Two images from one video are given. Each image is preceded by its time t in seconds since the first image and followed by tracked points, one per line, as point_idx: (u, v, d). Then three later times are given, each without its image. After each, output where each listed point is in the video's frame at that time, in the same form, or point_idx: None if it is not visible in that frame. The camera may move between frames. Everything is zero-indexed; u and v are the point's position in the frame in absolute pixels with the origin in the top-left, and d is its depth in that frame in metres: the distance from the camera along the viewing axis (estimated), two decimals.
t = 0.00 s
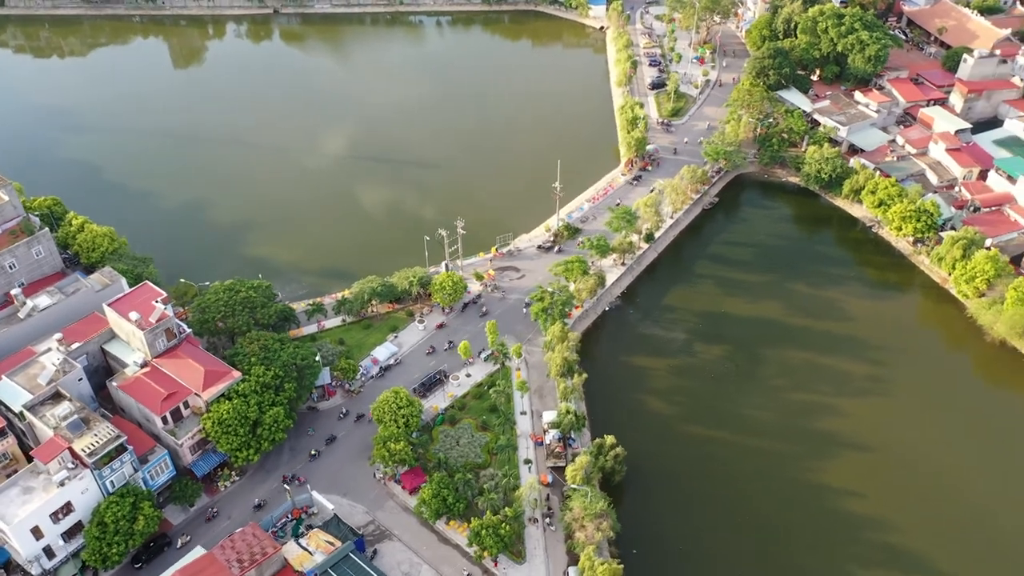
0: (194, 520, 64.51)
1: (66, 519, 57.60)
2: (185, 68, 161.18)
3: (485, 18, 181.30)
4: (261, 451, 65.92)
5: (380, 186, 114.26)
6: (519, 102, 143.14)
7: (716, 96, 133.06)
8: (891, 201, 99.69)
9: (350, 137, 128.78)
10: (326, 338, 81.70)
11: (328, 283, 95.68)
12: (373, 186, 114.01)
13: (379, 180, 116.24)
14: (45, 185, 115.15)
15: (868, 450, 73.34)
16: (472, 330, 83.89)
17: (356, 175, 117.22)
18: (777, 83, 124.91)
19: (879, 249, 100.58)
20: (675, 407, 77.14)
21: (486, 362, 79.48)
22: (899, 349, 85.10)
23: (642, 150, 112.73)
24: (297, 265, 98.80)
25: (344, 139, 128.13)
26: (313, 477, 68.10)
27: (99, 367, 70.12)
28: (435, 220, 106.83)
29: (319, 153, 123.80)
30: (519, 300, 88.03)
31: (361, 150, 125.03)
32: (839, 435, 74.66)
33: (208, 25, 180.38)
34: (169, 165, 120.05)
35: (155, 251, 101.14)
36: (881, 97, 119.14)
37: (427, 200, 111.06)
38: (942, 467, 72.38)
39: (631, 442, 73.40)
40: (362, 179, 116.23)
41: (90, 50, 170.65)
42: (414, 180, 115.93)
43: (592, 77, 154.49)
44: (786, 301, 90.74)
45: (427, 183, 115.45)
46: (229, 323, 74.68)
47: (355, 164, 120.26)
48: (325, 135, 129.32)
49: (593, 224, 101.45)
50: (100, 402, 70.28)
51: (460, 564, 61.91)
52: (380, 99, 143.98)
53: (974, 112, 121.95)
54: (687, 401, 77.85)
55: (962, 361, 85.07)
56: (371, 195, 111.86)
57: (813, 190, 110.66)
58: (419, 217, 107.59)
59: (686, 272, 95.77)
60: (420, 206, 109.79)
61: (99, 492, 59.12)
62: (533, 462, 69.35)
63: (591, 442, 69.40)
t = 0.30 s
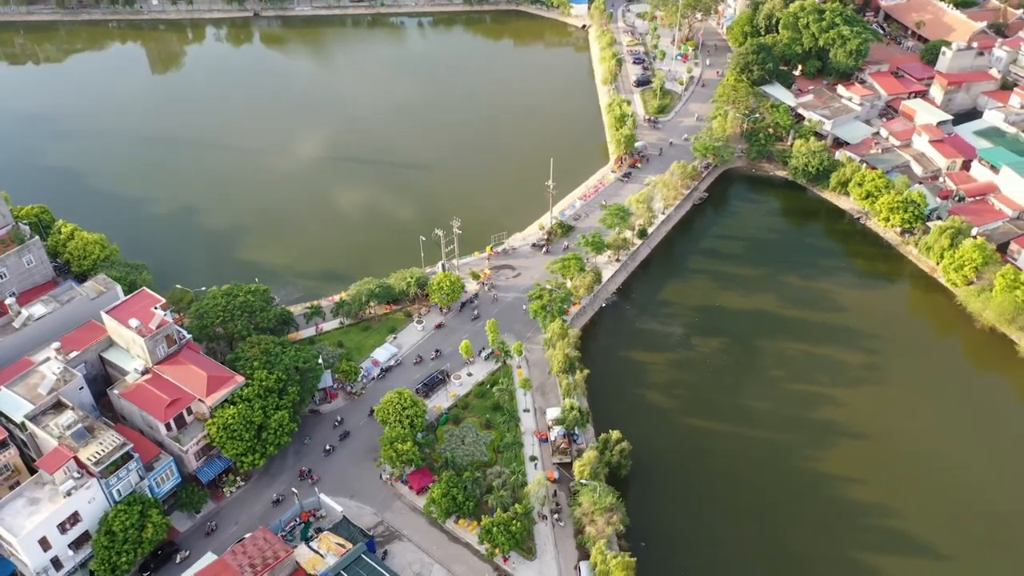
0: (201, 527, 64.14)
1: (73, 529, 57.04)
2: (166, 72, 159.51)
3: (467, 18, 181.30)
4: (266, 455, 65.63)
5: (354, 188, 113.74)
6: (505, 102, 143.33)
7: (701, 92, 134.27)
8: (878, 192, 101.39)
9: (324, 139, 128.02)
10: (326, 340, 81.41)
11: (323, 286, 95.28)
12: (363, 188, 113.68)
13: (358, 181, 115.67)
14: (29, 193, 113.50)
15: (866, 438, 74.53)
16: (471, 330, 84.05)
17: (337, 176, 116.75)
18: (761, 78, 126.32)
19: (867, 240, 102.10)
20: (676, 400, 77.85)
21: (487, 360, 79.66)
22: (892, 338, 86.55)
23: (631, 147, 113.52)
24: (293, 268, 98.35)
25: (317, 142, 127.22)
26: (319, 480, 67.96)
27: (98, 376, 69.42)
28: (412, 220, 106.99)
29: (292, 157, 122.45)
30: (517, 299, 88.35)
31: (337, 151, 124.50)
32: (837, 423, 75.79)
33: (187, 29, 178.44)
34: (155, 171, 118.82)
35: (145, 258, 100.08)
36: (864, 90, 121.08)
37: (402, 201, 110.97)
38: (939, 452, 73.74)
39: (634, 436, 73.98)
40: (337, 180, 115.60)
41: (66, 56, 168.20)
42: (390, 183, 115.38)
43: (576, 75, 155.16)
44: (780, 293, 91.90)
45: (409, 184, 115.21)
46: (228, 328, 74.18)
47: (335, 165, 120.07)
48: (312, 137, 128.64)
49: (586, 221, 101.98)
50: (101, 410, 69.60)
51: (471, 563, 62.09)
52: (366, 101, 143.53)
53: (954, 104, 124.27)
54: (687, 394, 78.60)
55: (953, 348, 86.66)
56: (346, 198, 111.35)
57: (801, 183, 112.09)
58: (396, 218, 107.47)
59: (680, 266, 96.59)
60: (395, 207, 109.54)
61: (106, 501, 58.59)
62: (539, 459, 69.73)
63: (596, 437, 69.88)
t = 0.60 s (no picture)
0: (214, 531, 63.94)
1: (88, 535, 56.67)
2: (154, 76, 158.06)
3: (455, 18, 181.26)
4: (277, 457, 65.44)
5: (335, 190, 113.40)
6: (498, 101, 143.57)
7: (692, 89, 135.20)
8: (873, 185, 102.71)
9: (304, 142, 127.09)
10: (330, 342, 81.27)
11: (324, 288, 95.04)
12: (360, 189, 113.47)
13: (354, 182, 115.43)
14: (20, 199, 112.27)
15: (870, 428, 75.59)
16: (475, 328, 84.24)
17: (331, 177, 116.40)
18: (752, 74, 127.37)
19: (862, 233, 103.31)
20: (682, 394, 78.49)
21: (493, 358, 79.93)
22: (890, 329, 87.78)
23: (626, 145, 114.18)
24: (292, 270, 98.03)
25: (297, 145, 126.36)
26: (330, 481, 67.94)
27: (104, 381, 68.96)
28: (395, 222, 106.67)
29: (274, 159, 121.89)
30: (520, 297, 88.65)
31: (317, 150, 124.72)
32: (841, 414, 76.79)
33: (173, 32, 176.88)
34: (148, 174, 117.88)
35: (142, 262, 99.33)
36: (853, 85, 122.39)
37: (383, 201, 110.91)
38: (941, 440, 74.93)
39: (643, 431, 74.54)
40: (326, 181, 115.43)
41: (50, 61, 166.19)
42: (375, 183, 115.28)
43: (567, 74, 155.64)
44: (779, 287, 92.88)
45: (397, 184, 115.26)
46: (234, 331, 73.87)
47: (321, 166, 119.91)
48: (306, 139, 128.18)
49: (585, 218, 102.42)
50: (108, 415, 69.16)
51: (487, 560, 62.31)
52: (358, 101, 143.25)
53: (942, 98, 125.85)
54: (693, 388, 79.28)
55: (950, 338, 88.03)
56: (329, 200, 111.02)
57: (794, 178, 113.25)
58: (379, 219, 107.22)
59: (680, 262, 97.30)
60: (378, 208, 109.31)
61: (120, 506, 58.25)
62: (549, 456, 70.14)
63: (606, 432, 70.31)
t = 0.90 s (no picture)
0: (231, 532, 63.95)
1: (107, 538, 56.57)
2: (148, 78, 157.21)
3: (450, 18, 181.42)
4: (293, 458, 65.46)
5: (318, 191, 113.04)
6: (495, 100, 143.86)
7: (689, 87, 135.89)
8: (872, 180, 103.77)
9: (288, 146, 125.98)
10: (340, 342, 81.29)
11: (330, 288, 95.00)
12: (362, 190, 113.48)
13: (355, 183, 115.39)
14: (20, 203, 111.54)
15: (878, 419, 76.48)
16: (483, 327, 84.49)
17: (332, 179, 116.16)
18: (749, 72, 128.18)
19: (863, 227, 104.29)
20: (691, 389, 79.07)
21: (504, 356, 80.25)
22: (894, 322, 88.76)
23: (627, 143, 114.77)
24: (297, 271, 97.93)
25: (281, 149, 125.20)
26: (344, 481, 68.06)
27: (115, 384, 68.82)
28: (378, 224, 106.13)
29: (256, 162, 121.02)
30: (527, 295, 89.03)
31: (313, 150, 124.62)
32: (849, 406, 77.59)
33: (166, 35, 176.03)
34: (147, 177, 117.29)
35: (146, 266, 98.92)
36: (849, 81, 123.41)
37: (369, 202, 110.67)
38: (949, 430, 75.88)
39: (654, 426, 75.03)
40: (327, 182, 115.19)
41: (42, 64, 164.84)
42: (366, 185, 114.91)
43: (563, 72, 156.17)
44: (783, 282, 93.68)
45: (392, 184, 115.18)
46: (246, 332, 73.78)
47: (310, 168, 119.68)
48: (306, 140, 127.95)
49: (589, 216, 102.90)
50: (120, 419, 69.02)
51: (505, 556, 62.61)
52: (356, 102, 143.09)
53: (936, 93, 127.11)
54: (702, 383, 79.88)
55: (953, 330, 89.05)
56: (313, 201, 110.85)
57: (794, 174, 114.14)
58: (363, 219, 106.95)
59: (684, 258, 97.90)
60: (362, 209, 109.02)
61: (139, 509, 58.19)
62: (563, 452, 70.56)
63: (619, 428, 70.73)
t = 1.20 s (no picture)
0: (249, 536, 63.93)
1: (128, 544, 56.44)
2: (144, 83, 156.57)
3: (445, 20, 181.63)
4: (310, 461, 65.48)
5: (307, 194, 112.58)
6: (494, 101, 144.13)
7: (687, 86, 136.66)
8: (873, 176, 104.69)
9: (277, 149, 125.13)
10: (350, 344, 81.35)
11: (338, 291, 95.03)
12: (365, 192, 113.45)
13: (358, 185, 115.31)
14: (21, 210, 110.90)
15: (886, 413, 77.26)
16: (493, 328, 84.76)
17: (334, 181, 115.96)
18: (747, 70, 129.01)
19: (864, 223, 105.21)
20: (701, 387, 79.59)
21: (515, 356, 80.57)
22: (899, 317, 89.63)
23: (628, 142, 115.37)
24: (303, 274, 97.89)
25: (269, 152, 124.26)
26: (361, 483, 68.17)
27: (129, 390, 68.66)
28: (367, 227, 105.80)
29: (243, 164, 120.52)
30: (536, 295, 89.45)
31: (314, 153, 124.39)
32: (858, 401, 78.33)
33: (161, 39, 175.37)
34: (148, 182, 116.79)
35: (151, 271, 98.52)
36: (846, 79, 124.47)
37: (356, 204, 110.47)
38: (957, 423, 76.70)
39: (667, 424, 75.50)
40: (328, 185, 115.03)
41: (35, 70, 163.70)
42: (360, 187, 114.59)
43: (560, 73, 156.67)
44: (787, 278, 94.41)
45: (390, 185, 115.24)
46: (258, 335, 73.69)
47: (298, 169, 119.25)
48: (306, 142, 127.74)
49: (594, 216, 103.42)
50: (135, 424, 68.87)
51: (525, 555, 62.88)
52: (354, 104, 143.00)
53: (932, 90, 128.25)
54: (712, 380, 80.41)
55: (957, 325, 90.00)
56: (302, 205, 110.28)
57: (794, 172, 114.98)
58: (351, 222, 106.77)
59: (689, 256, 98.46)
60: (352, 212, 108.74)
61: (158, 514, 58.10)
62: (578, 450, 70.93)
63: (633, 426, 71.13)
